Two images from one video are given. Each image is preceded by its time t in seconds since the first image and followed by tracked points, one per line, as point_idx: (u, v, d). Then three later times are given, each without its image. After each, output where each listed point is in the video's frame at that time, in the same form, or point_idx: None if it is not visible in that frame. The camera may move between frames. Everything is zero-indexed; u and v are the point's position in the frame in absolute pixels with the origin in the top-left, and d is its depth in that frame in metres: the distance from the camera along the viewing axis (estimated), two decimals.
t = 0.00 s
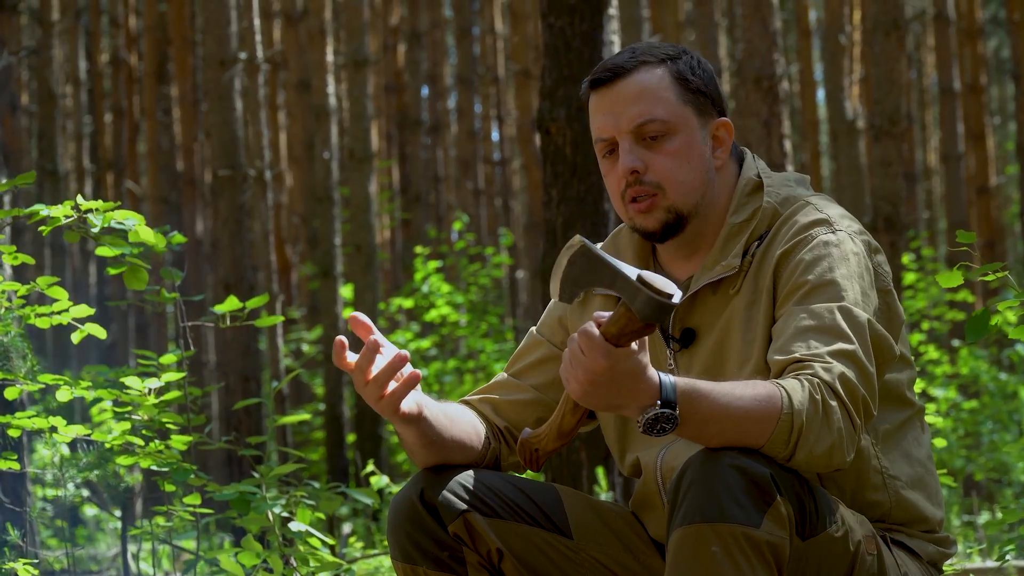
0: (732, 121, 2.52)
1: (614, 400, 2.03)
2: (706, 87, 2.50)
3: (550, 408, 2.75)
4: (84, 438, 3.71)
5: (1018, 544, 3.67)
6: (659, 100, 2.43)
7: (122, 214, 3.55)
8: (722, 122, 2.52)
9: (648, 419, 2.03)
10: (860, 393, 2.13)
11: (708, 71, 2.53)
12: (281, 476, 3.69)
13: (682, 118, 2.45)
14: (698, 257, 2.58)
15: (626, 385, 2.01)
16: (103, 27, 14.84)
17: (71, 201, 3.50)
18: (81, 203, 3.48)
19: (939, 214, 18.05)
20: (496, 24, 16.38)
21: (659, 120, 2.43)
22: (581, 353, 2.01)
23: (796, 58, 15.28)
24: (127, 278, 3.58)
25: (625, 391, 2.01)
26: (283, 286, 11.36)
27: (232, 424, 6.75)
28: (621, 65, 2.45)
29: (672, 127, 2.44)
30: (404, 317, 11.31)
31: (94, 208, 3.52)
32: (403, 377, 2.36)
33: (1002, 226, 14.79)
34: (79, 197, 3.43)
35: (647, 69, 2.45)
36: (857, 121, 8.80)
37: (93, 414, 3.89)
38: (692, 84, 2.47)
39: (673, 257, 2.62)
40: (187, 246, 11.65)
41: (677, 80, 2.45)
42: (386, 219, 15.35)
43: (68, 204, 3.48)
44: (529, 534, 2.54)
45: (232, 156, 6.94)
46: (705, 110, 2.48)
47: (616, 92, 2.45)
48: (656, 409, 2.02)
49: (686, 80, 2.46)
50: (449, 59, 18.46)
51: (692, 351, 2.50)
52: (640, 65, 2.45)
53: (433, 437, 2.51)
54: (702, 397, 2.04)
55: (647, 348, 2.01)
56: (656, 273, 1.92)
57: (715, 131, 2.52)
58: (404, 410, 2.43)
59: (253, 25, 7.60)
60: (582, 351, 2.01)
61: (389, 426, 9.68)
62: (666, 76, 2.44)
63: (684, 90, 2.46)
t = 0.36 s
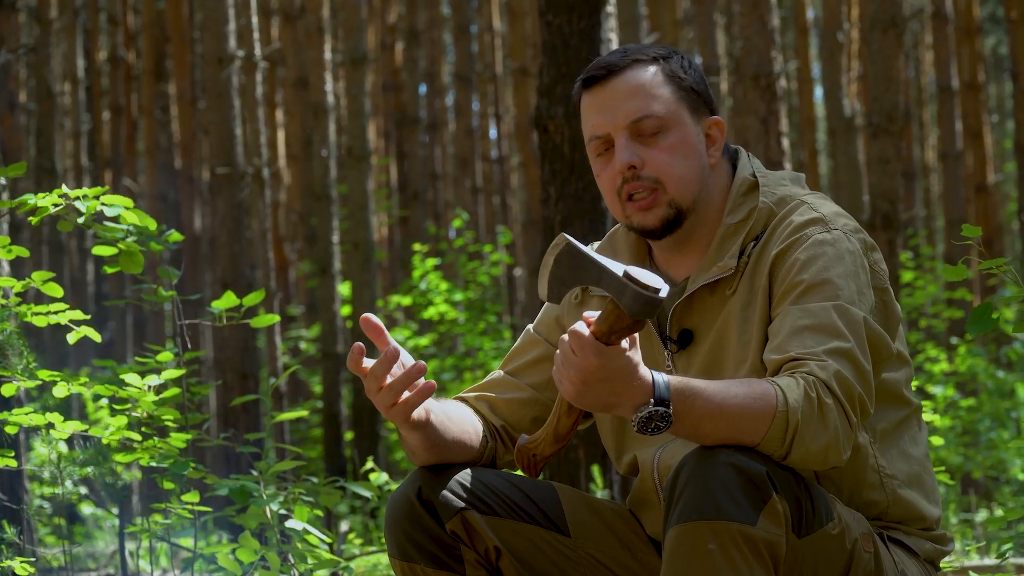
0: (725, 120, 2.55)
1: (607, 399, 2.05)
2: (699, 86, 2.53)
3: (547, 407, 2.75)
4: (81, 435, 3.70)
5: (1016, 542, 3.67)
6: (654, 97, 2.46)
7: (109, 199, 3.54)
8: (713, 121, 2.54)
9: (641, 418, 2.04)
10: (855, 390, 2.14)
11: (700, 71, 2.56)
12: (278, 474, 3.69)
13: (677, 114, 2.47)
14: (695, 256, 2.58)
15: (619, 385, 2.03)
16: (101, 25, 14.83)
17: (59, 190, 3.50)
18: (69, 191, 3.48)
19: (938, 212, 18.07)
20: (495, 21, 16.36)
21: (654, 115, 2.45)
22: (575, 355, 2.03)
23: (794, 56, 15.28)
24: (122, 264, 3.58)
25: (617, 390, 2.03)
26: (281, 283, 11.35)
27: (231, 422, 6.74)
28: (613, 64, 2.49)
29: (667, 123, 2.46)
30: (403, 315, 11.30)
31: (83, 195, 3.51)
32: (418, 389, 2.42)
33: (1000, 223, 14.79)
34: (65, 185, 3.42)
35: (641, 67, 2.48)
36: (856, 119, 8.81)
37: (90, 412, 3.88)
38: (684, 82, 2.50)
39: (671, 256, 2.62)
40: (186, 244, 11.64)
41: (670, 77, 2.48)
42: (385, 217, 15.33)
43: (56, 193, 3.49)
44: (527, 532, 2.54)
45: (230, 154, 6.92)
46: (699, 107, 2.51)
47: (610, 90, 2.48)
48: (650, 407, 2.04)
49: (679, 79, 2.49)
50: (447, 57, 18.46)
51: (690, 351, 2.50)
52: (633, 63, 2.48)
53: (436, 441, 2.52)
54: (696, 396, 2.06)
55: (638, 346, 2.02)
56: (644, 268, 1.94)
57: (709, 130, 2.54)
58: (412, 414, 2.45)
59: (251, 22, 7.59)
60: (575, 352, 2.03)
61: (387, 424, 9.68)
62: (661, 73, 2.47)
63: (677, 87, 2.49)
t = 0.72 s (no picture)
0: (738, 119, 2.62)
1: (601, 398, 2.04)
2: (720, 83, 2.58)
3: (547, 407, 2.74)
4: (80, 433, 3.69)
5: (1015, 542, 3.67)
6: (686, 84, 2.48)
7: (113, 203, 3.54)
8: (728, 119, 2.60)
9: (634, 417, 2.04)
10: (854, 389, 2.14)
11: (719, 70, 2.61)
12: (276, 473, 3.68)
13: (706, 104, 2.49)
14: (698, 254, 2.57)
15: (612, 385, 2.02)
16: (100, 25, 14.83)
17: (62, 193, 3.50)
18: (72, 195, 3.47)
19: (937, 211, 18.07)
20: (494, 21, 16.34)
21: (686, 103, 2.47)
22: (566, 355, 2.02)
23: (793, 55, 15.28)
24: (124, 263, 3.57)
25: (610, 389, 2.02)
26: (280, 283, 11.34)
27: (229, 422, 6.73)
28: (644, 51, 2.50)
29: (697, 112, 2.47)
30: (402, 314, 11.29)
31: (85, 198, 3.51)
32: (438, 394, 2.40)
33: (999, 222, 14.77)
34: (68, 190, 3.41)
35: (671, 55, 2.50)
36: (854, 119, 8.80)
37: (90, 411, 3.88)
38: (709, 76, 2.53)
39: (679, 250, 2.60)
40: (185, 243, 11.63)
41: (698, 68, 2.51)
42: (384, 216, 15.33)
43: (59, 196, 3.48)
44: (528, 532, 2.55)
45: (228, 153, 6.92)
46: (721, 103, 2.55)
47: (641, 75, 2.49)
48: (642, 406, 2.03)
49: (706, 71, 2.53)
50: (446, 56, 18.44)
51: (690, 351, 2.50)
52: (664, 51, 2.50)
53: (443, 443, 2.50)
54: (689, 395, 2.06)
55: (628, 343, 2.02)
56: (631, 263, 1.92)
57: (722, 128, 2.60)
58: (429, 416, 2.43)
59: (250, 22, 7.59)
60: (566, 352, 2.02)
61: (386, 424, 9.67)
62: (692, 63, 2.50)
63: (705, 79, 2.52)
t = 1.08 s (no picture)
0: (745, 123, 2.56)
1: (604, 401, 2.02)
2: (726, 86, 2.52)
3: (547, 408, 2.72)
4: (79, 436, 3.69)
5: (1014, 545, 3.67)
6: (685, 92, 2.44)
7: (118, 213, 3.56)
8: (734, 122, 2.55)
9: (633, 418, 2.03)
10: (853, 393, 2.13)
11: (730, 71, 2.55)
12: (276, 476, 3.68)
13: (704, 113, 2.46)
14: (699, 257, 2.57)
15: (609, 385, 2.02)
16: (99, 27, 14.82)
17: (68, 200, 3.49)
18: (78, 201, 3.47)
19: (936, 213, 18.07)
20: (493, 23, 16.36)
21: (682, 112, 2.44)
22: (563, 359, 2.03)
23: (792, 57, 15.28)
24: (124, 274, 3.60)
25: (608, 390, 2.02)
26: (278, 284, 11.33)
27: (226, 424, 6.72)
28: (646, 54, 2.46)
29: (694, 122, 2.44)
30: (401, 316, 11.28)
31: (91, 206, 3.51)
32: (452, 433, 2.41)
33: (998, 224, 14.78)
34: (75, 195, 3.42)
35: (674, 60, 2.45)
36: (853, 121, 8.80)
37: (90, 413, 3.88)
38: (714, 81, 2.48)
39: (677, 253, 2.60)
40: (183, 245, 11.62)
41: (701, 74, 2.46)
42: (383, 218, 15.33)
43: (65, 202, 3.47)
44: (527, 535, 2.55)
45: (226, 156, 6.91)
46: (723, 109, 2.51)
47: (641, 80, 2.45)
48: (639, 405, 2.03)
49: (711, 76, 2.48)
50: (445, 59, 18.44)
51: (692, 355, 2.50)
52: (667, 55, 2.45)
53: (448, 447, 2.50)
54: (685, 395, 2.06)
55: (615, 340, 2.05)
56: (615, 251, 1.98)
57: (728, 132, 2.55)
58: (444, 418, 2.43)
59: (250, 24, 7.59)
60: (561, 358, 2.02)
61: (385, 426, 9.66)
62: (694, 70, 2.45)
63: (708, 84, 2.47)
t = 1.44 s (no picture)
0: (743, 129, 2.51)
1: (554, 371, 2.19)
2: (719, 92, 2.48)
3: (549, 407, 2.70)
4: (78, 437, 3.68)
5: (1014, 547, 3.67)
6: (666, 106, 2.42)
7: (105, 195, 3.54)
8: (732, 128, 2.51)
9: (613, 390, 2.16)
10: (838, 381, 2.13)
11: (726, 76, 2.51)
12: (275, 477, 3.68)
13: (687, 125, 2.44)
14: (702, 262, 2.55)
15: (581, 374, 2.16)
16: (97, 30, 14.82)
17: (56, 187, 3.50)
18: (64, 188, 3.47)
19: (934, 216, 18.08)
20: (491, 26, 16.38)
21: (664, 126, 2.42)
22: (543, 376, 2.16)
23: (790, 60, 15.29)
24: (116, 263, 3.55)
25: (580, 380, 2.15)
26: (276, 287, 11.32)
27: (225, 427, 6.71)
28: (632, 66, 2.43)
29: (676, 135, 2.44)
30: (399, 319, 11.28)
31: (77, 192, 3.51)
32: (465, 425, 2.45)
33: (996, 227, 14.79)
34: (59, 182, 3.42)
35: (658, 71, 2.43)
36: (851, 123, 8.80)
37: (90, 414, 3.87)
38: (701, 90, 2.45)
39: (676, 258, 2.60)
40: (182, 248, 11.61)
41: (687, 84, 2.43)
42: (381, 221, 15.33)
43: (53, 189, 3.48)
44: (528, 538, 2.56)
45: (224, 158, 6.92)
46: (713, 117, 2.47)
47: (624, 93, 2.44)
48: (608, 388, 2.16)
49: (697, 84, 2.44)
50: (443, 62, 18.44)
51: (696, 357, 2.50)
52: (650, 67, 2.43)
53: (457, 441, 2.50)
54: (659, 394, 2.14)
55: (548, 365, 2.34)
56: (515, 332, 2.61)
57: (726, 138, 2.51)
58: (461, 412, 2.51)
59: (248, 26, 7.60)
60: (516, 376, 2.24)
61: (383, 429, 9.64)
62: (679, 81, 2.42)
63: (693, 95, 2.44)
